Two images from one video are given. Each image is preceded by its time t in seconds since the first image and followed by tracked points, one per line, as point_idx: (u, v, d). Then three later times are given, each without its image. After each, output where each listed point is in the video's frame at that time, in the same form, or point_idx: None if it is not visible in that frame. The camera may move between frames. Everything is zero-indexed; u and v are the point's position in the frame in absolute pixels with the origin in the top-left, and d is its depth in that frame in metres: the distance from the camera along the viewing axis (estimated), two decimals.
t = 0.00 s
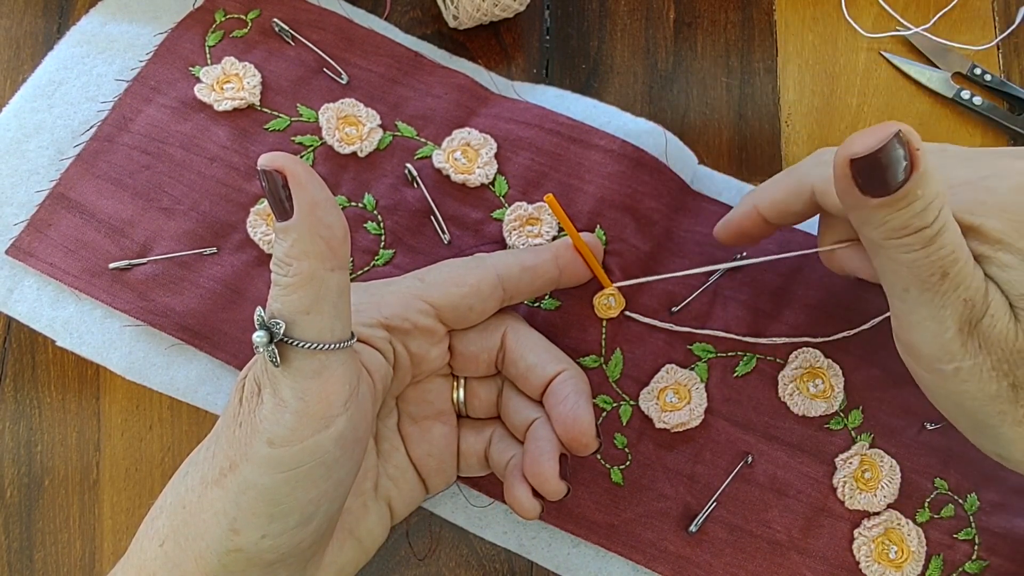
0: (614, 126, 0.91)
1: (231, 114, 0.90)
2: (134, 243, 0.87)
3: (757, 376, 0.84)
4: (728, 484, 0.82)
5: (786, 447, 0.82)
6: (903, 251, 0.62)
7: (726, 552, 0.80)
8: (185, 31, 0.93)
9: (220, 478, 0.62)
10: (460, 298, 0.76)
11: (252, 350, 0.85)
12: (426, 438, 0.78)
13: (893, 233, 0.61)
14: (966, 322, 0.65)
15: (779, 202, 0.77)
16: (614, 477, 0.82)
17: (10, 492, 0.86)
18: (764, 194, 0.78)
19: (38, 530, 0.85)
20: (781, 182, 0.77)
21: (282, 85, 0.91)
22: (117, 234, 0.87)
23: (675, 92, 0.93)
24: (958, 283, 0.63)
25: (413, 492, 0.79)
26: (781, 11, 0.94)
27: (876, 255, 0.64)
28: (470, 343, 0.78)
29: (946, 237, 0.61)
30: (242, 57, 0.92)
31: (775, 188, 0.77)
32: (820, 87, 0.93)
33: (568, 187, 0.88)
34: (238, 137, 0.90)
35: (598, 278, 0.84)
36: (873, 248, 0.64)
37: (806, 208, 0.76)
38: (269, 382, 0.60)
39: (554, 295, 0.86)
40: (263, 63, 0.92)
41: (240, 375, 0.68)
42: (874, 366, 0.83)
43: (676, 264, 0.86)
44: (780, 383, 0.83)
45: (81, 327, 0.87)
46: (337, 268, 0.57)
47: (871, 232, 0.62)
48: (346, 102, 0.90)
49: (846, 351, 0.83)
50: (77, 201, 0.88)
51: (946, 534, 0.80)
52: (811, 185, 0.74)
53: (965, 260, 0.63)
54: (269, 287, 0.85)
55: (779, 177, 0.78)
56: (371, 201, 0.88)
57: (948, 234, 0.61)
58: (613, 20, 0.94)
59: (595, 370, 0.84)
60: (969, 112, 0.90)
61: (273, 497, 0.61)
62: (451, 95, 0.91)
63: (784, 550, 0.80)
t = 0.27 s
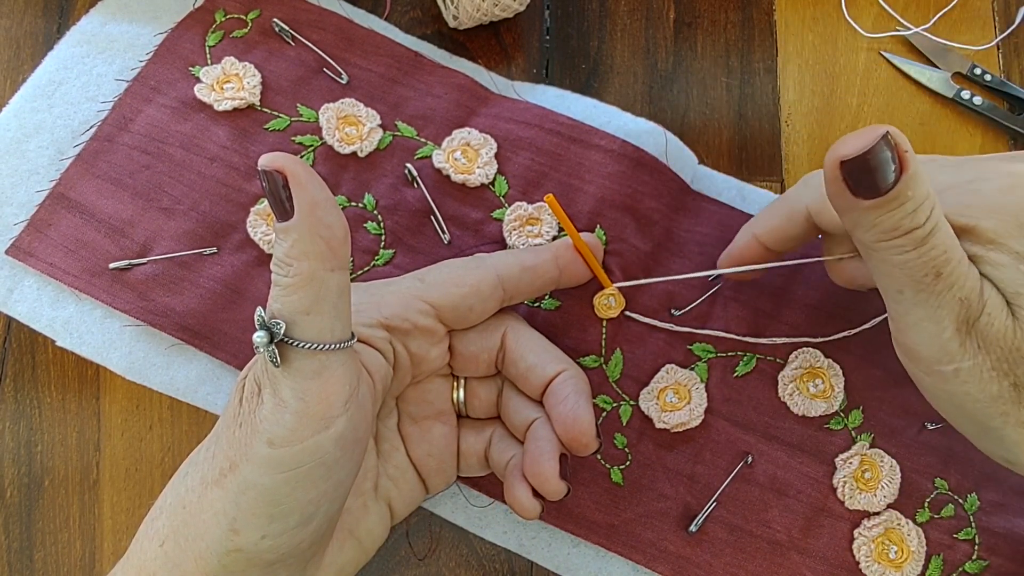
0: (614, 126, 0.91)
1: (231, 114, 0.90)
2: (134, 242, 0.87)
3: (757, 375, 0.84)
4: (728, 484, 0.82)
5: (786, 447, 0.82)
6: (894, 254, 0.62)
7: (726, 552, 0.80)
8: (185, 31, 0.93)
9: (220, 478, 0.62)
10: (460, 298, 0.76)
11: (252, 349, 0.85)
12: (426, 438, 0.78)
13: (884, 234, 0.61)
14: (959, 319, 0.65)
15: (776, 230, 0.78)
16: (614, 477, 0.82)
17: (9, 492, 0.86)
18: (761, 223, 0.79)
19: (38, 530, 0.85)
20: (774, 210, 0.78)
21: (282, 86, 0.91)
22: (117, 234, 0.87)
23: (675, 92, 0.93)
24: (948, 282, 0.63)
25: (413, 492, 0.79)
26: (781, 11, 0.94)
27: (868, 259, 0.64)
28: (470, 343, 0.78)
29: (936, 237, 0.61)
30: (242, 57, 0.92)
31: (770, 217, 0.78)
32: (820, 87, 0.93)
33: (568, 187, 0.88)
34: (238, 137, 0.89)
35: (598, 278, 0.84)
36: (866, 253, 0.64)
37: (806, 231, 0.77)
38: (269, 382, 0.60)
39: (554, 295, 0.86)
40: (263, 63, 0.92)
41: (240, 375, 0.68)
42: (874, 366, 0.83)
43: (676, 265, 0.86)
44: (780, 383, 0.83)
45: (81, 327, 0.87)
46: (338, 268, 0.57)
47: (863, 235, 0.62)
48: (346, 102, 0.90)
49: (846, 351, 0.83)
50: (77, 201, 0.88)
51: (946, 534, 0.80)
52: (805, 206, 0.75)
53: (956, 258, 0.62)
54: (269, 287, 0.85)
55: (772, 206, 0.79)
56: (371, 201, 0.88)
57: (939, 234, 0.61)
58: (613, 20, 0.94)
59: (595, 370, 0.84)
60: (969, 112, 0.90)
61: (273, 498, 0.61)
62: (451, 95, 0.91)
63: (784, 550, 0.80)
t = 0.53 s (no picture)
0: (614, 126, 0.91)
1: (231, 114, 0.90)
2: (134, 242, 0.87)
3: (757, 375, 0.84)
4: (728, 484, 0.82)
5: (786, 447, 0.82)
6: (919, 234, 0.61)
7: (726, 552, 0.80)
8: (185, 31, 0.93)
9: (220, 478, 0.62)
10: (460, 298, 0.76)
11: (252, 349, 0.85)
12: (426, 438, 0.78)
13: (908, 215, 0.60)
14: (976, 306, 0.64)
15: (795, 256, 0.77)
16: (614, 477, 0.82)
17: (9, 492, 0.86)
18: (778, 255, 0.79)
19: (38, 529, 0.85)
20: (787, 241, 0.78)
21: (282, 85, 0.91)
22: (117, 234, 0.87)
23: (675, 93, 0.93)
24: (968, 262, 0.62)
25: (413, 492, 0.79)
26: (781, 12, 0.94)
27: (888, 246, 0.64)
28: (470, 343, 0.78)
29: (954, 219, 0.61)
30: (242, 57, 0.92)
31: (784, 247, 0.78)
32: (820, 87, 0.93)
33: (568, 187, 0.88)
34: (238, 137, 0.89)
35: (598, 278, 0.84)
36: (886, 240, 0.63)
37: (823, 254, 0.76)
38: (268, 382, 0.60)
39: (554, 295, 0.86)
40: (263, 63, 0.92)
41: (240, 375, 0.67)
42: (874, 366, 0.83)
43: (676, 265, 0.87)
44: (780, 383, 0.83)
45: (81, 327, 0.87)
46: (337, 268, 0.57)
47: (884, 219, 0.61)
48: (346, 102, 0.90)
49: (846, 351, 0.84)
50: (77, 201, 0.88)
51: (946, 534, 0.80)
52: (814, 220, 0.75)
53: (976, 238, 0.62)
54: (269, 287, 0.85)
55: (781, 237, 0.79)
56: (371, 201, 0.88)
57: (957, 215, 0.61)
58: (613, 20, 0.94)
59: (595, 370, 0.84)
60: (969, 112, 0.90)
61: (272, 498, 0.61)
62: (451, 95, 0.91)
63: (784, 550, 0.80)
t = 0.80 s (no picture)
0: (614, 126, 0.91)
1: (231, 114, 0.90)
2: (134, 242, 0.87)
3: (757, 375, 0.83)
4: (728, 484, 0.82)
5: (786, 447, 0.82)
6: (966, 203, 0.55)
7: (726, 552, 0.80)
8: (185, 31, 0.93)
9: (220, 478, 0.62)
10: (460, 298, 0.76)
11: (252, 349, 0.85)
12: (426, 438, 0.78)
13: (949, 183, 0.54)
14: None
15: (808, 248, 0.74)
16: (614, 477, 0.82)
17: (9, 492, 0.86)
18: (789, 247, 0.75)
19: (38, 529, 0.85)
20: (801, 233, 0.75)
21: (282, 85, 0.91)
22: (117, 234, 0.87)
23: (675, 92, 0.93)
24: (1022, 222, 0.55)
25: (413, 492, 0.79)
26: (781, 11, 0.94)
27: (931, 226, 0.58)
28: (470, 343, 0.78)
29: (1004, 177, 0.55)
30: (242, 57, 0.92)
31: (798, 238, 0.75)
32: (820, 87, 0.93)
33: (568, 187, 0.88)
34: (238, 137, 0.90)
35: (598, 278, 0.84)
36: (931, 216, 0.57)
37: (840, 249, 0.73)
38: (268, 382, 0.60)
39: (554, 295, 0.86)
40: (263, 63, 0.92)
41: (240, 375, 0.67)
42: (874, 366, 0.83)
43: (676, 265, 0.87)
44: (780, 383, 0.83)
45: (81, 327, 0.87)
46: (337, 268, 0.57)
47: (926, 190, 0.56)
48: (346, 102, 0.90)
49: (846, 351, 0.84)
50: (77, 202, 0.88)
51: (946, 534, 0.80)
52: (838, 210, 0.72)
53: None
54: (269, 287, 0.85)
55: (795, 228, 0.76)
56: (371, 201, 0.88)
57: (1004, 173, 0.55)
58: (613, 20, 0.94)
59: (595, 370, 0.84)
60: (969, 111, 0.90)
61: (272, 498, 0.61)
62: (451, 95, 0.91)
63: (784, 551, 0.80)
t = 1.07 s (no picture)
0: (614, 126, 0.91)
1: (231, 114, 0.90)
2: (134, 242, 0.87)
3: (757, 375, 0.84)
4: (728, 484, 0.82)
5: (786, 447, 0.82)
6: None
7: (726, 552, 0.80)
8: (185, 31, 0.93)
9: (220, 478, 0.62)
10: (459, 298, 0.76)
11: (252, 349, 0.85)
12: (426, 438, 0.78)
13: None
14: None
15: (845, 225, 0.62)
16: (614, 477, 0.82)
17: (10, 492, 0.86)
18: (824, 218, 0.63)
19: (38, 529, 0.85)
20: (843, 202, 0.63)
21: (282, 86, 0.91)
22: (117, 234, 0.87)
23: (675, 92, 0.93)
24: None
25: (413, 492, 0.79)
26: (781, 12, 0.95)
27: (996, 201, 0.56)
28: (470, 343, 0.78)
29: None
30: (242, 57, 0.92)
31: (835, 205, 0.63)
32: (820, 87, 0.93)
33: (568, 187, 0.88)
34: (238, 137, 0.90)
35: (598, 278, 0.84)
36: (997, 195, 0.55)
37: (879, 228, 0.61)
38: (268, 382, 0.60)
39: (554, 295, 0.86)
40: (263, 63, 0.92)
41: (240, 375, 0.67)
42: (874, 366, 0.83)
43: (676, 265, 0.87)
44: (780, 383, 0.83)
45: (82, 327, 0.87)
46: (337, 269, 0.57)
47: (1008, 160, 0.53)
48: (346, 102, 0.90)
49: (846, 351, 0.84)
50: (78, 202, 0.88)
51: (946, 534, 0.80)
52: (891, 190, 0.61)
53: None
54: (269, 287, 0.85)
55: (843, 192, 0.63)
56: (371, 201, 0.88)
57: None
58: (613, 20, 0.94)
59: (595, 370, 0.84)
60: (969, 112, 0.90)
61: (272, 498, 0.61)
62: (451, 95, 0.91)
63: (784, 551, 0.80)
